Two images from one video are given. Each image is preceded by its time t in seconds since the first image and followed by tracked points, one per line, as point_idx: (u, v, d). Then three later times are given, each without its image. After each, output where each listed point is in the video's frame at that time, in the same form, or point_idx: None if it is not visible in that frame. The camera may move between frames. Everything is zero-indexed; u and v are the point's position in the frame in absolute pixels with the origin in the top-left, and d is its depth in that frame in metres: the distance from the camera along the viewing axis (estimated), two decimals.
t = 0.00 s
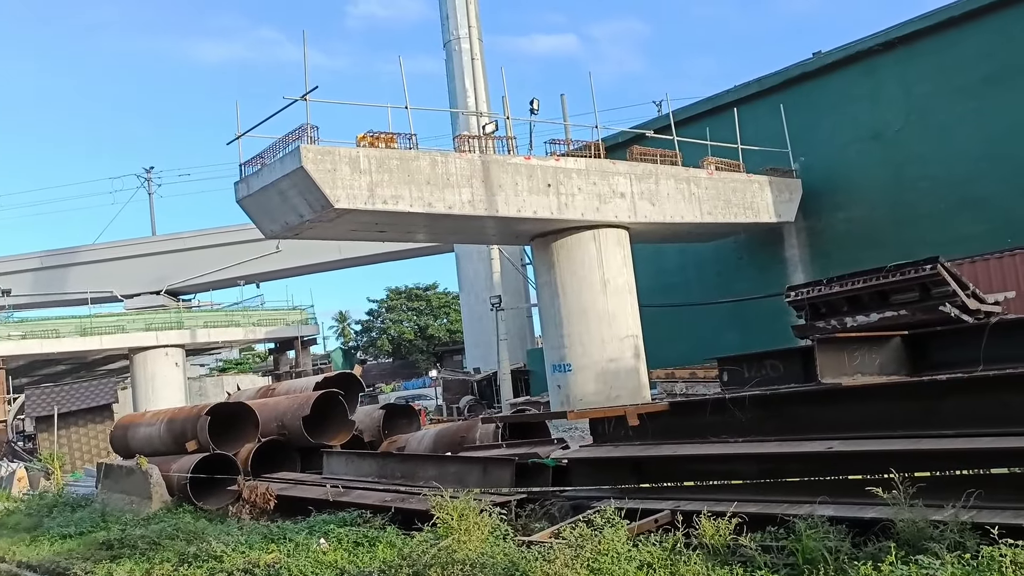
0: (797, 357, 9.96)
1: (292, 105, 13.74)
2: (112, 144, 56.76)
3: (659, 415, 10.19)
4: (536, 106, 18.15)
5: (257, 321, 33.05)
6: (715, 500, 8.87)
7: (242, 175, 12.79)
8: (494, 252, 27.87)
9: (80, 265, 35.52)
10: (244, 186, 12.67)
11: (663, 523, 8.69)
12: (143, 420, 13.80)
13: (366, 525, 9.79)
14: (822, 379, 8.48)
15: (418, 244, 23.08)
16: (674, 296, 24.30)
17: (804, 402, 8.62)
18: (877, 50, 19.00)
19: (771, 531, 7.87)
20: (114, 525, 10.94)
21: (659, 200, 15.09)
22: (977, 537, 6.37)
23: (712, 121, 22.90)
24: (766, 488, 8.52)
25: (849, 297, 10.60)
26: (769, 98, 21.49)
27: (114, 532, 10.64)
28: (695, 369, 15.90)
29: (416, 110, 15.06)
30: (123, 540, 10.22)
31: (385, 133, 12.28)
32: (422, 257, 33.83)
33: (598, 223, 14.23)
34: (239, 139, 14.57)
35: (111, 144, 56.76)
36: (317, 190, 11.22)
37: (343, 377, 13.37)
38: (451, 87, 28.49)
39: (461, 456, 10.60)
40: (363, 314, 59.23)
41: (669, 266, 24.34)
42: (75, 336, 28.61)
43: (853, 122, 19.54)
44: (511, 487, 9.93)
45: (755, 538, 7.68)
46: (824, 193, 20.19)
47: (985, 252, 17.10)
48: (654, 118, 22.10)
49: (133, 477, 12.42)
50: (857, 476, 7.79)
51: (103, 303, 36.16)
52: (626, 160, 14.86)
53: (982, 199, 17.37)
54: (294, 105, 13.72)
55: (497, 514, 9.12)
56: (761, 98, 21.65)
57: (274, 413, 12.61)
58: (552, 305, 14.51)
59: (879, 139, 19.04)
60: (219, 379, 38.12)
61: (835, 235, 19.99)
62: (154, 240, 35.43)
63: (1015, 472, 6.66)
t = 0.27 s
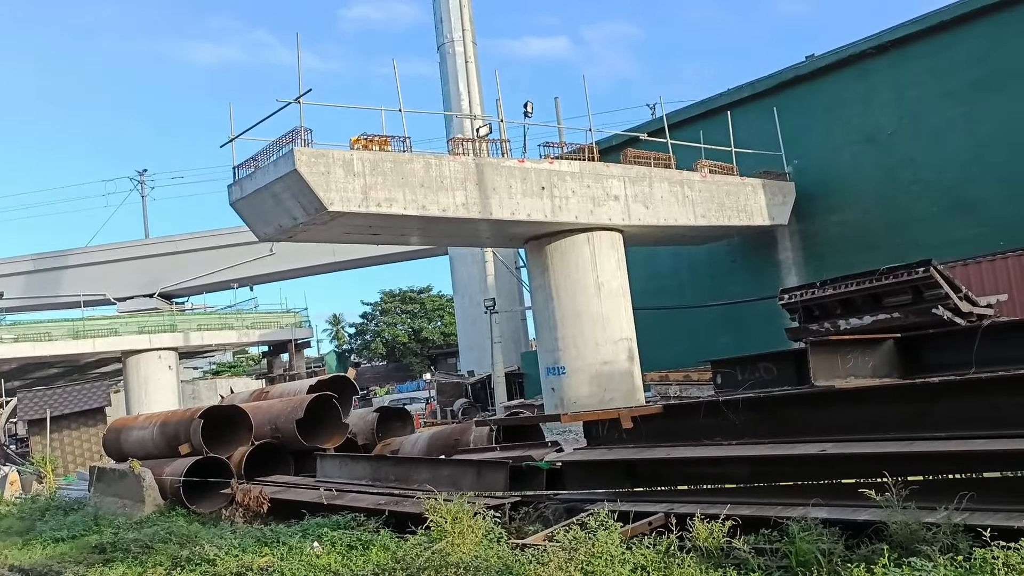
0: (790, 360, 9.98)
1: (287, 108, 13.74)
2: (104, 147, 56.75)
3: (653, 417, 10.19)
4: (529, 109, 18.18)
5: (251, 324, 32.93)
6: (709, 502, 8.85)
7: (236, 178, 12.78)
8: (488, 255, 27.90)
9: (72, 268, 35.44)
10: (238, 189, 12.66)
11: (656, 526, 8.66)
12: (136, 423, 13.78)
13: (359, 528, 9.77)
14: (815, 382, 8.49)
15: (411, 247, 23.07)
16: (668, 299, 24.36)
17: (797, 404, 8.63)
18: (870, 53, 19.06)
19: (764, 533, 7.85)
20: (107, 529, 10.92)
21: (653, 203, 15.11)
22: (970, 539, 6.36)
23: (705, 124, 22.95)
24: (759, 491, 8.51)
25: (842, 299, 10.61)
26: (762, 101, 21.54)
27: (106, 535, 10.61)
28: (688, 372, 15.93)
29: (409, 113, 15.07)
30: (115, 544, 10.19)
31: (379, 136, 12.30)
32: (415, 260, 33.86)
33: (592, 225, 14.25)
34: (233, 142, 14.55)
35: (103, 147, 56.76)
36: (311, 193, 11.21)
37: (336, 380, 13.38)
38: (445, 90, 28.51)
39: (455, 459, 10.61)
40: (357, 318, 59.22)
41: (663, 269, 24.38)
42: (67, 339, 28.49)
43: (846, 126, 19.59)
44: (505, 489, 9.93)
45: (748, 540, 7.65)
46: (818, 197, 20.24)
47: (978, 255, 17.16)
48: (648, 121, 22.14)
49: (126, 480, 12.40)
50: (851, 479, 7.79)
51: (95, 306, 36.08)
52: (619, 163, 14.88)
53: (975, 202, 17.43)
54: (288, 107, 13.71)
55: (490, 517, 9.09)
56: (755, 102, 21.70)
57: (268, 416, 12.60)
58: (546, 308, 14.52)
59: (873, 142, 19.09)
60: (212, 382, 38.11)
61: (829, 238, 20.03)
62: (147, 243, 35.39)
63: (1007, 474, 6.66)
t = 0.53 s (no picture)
0: (786, 363, 9.99)
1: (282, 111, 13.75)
2: (98, 149, 56.67)
3: (649, 420, 10.19)
4: (524, 112, 18.20)
5: (247, 327, 33.00)
6: (704, 505, 8.84)
7: (231, 181, 12.78)
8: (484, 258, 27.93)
9: (68, 270, 35.40)
10: (234, 192, 12.66)
11: (652, 529, 8.64)
12: (131, 426, 13.77)
13: (355, 531, 9.76)
14: (810, 385, 8.48)
15: (407, 250, 23.08)
16: (663, 302, 24.38)
17: (793, 407, 8.62)
18: (866, 56, 19.09)
19: (760, 536, 7.84)
20: (102, 531, 10.91)
21: (649, 206, 15.13)
22: (965, 542, 6.35)
23: (701, 127, 22.98)
24: (755, 494, 8.51)
25: (838, 302, 10.60)
26: (758, 104, 21.57)
27: (102, 538, 10.60)
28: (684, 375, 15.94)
29: (405, 116, 15.06)
30: (111, 546, 10.18)
31: (374, 139, 12.32)
32: (412, 263, 33.86)
33: (588, 228, 14.26)
34: (228, 145, 14.55)
35: (98, 149, 56.67)
36: (306, 196, 11.21)
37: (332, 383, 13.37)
38: (441, 93, 28.52)
39: (451, 462, 10.60)
40: (353, 320, 59.21)
41: (659, 272, 24.40)
42: (62, 341, 28.40)
43: (842, 129, 19.63)
44: (501, 492, 9.93)
45: (744, 543, 7.63)
46: (813, 200, 20.27)
47: (973, 259, 17.21)
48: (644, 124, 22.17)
49: (122, 483, 12.40)
50: (846, 481, 7.78)
51: (91, 309, 36.04)
52: (616, 166, 14.89)
53: (970, 206, 17.47)
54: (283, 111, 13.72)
55: (486, 520, 9.08)
56: (750, 105, 21.73)
57: (263, 419, 12.59)
58: (542, 310, 14.53)
59: (868, 145, 19.13)
60: (208, 385, 38.14)
61: (824, 240, 20.06)
62: (143, 246, 35.35)
63: (1003, 476, 6.66)
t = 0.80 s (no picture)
0: (784, 366, 9.99)
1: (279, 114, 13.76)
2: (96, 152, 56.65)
3: (647, 423, 10.19)
4: (522, 115, 18.22)
5: (245, 330, 33.05)
6: (702, 508, 8.82)
7: (229, 184, 12.79)
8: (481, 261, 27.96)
9: (66, 273, 35.40)
10: (232, 195, 12.67)
11: (650, 532, 8.61)
12: (129, 429, 13.78)
13: (353, 534, 9.75)
14: (807, 388, 8.48)
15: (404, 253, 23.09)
16: (661, 305, 24.39)
17: (790, 410, 8.62)
18: (863, 60, 19.12)
19: (758, 539, 7.82)
20: (100, 534, 10.91)
21: (647, 209, 15.15)
22: (963, 546, 6.33)
23: (699, 130, 23.00)
24: (752, 497, 8.50)
25: (836, 305, 10.61)
26: (755, 108, 21.60)
27: (99, 541, 10.59)
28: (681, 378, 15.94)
29: (402, 119, 15.07)
30: (109, 550, 10.17)
31: (372, 142, 12.34)
32: (409, 265, 33.87)
33: (585, 231, 14.27)
34: (225, 149, 14.56)
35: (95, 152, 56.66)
36: (304, 199, 11.22)
37: (330, 386, 13.38)
38: (439, 96, 28.54)
39: (449, 465, 10.60)
40: (350, 323, 59.22)
41: (657, 274, 24.40)
42: (60, 344, 28.45)
43: (839, 132, 19.65)
44: (499, 496, 9.92)
45: (742, 547, 7.60)
46: (811, 203, 20.28)
47: (970, 262, 17.21)
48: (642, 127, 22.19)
49: (119, 486, 12.41)
50: (844, 484, 7.78)
51: (89, 311, 36.03)
52: (613, 169, 14.91)
53: (966, 209, 17.49)
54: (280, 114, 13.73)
55: (484, 523, 9.07)
56: (748, 108, 21.76)
57: (261, 422, 12.60)
58: (540, 314, 14.54)
59: (865, 148, 19.14)
60: (206, 388, 38.15)
61: (822, 243, 20.07)
62: (141, 249, 35.35)
63: (1001, 479, 6.66)
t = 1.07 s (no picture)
0: (783, 368, 10.00)
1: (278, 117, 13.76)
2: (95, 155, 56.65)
3: (646, 426, 10.19)
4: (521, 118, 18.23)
5: (244, 332, 33.02)
6: (701, 510, 8.81)
7: (228, 187, 12.79)
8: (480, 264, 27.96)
9: (65, 276, 35.40)
10: (231, 198, 12.68)
11: (649, 535, 8.60)
12: (128, 432, 13.78)
13: (352, 537, 9.74)
14: (807, 390, 8.48)
15: (403, 256, 23.09)
16: (660, 308, 24.39)
17: (789, 413, 8.62)
18: (861, 62, 19.15)
19: (757, 542, 7.81)
20: (99, 537, 10.91)
21: (646, 212, 15.16)
22: (962, 548, 6.33)
23: (697, 133, 23.02)
24: (752, 500, 8.49)
25: (834, 308, 10.61)
26: (753, 110, 21.62)
27: (98, 544, 10.59)
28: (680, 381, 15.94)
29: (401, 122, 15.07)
30: (107, 552, 10.16)
31: (371, 145, 12.34)
32: (408, 268, 33.87)
33: (584, 234, 14.27)
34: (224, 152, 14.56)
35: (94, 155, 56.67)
36: (303, 202, 11.23)
37: (329, 389, 13.38)
38: (438, 98, 28.55)
39: (447, 468, 10.60)
40: (349, 326, 59.21)
41: (656, 277, 24.40)
42: (59, 347, 28.48)
43: (837, 135, 19.67)
44: (498, 498, 9.92)
45: (741, 549, 7.58)
46: (809, 206, 20.30)
47: (969, 265, 17.23)
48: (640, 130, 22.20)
49: (118, 489, 12.42)
50: (843, 487, 7.77)
51: (88, 314, 36.03)
52: (612, 172, 14.92)
53: (965, 212, 17.50)
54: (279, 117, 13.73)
55: (483, 525, 9.06)
56: (746, 111, 21.78)
57: (260, 425, 12.59)
58: (539, 316, 14.54)
59: (863, 151, 19.16)
60: (204, 391, 38.14)
61: (821, 246, 20.08)
62: (140, 251, 35.35)
63: (1001, 483, 6.66)
